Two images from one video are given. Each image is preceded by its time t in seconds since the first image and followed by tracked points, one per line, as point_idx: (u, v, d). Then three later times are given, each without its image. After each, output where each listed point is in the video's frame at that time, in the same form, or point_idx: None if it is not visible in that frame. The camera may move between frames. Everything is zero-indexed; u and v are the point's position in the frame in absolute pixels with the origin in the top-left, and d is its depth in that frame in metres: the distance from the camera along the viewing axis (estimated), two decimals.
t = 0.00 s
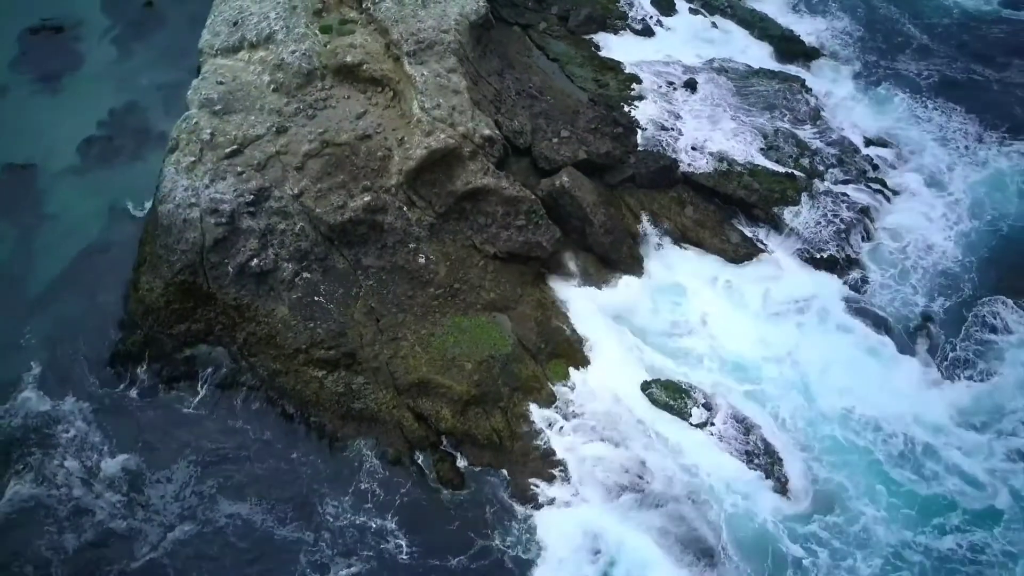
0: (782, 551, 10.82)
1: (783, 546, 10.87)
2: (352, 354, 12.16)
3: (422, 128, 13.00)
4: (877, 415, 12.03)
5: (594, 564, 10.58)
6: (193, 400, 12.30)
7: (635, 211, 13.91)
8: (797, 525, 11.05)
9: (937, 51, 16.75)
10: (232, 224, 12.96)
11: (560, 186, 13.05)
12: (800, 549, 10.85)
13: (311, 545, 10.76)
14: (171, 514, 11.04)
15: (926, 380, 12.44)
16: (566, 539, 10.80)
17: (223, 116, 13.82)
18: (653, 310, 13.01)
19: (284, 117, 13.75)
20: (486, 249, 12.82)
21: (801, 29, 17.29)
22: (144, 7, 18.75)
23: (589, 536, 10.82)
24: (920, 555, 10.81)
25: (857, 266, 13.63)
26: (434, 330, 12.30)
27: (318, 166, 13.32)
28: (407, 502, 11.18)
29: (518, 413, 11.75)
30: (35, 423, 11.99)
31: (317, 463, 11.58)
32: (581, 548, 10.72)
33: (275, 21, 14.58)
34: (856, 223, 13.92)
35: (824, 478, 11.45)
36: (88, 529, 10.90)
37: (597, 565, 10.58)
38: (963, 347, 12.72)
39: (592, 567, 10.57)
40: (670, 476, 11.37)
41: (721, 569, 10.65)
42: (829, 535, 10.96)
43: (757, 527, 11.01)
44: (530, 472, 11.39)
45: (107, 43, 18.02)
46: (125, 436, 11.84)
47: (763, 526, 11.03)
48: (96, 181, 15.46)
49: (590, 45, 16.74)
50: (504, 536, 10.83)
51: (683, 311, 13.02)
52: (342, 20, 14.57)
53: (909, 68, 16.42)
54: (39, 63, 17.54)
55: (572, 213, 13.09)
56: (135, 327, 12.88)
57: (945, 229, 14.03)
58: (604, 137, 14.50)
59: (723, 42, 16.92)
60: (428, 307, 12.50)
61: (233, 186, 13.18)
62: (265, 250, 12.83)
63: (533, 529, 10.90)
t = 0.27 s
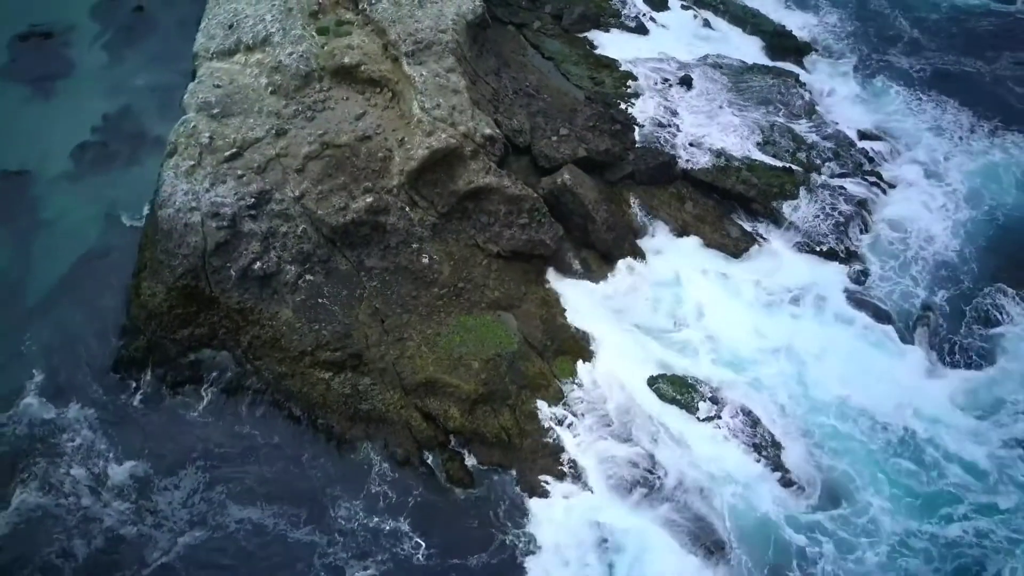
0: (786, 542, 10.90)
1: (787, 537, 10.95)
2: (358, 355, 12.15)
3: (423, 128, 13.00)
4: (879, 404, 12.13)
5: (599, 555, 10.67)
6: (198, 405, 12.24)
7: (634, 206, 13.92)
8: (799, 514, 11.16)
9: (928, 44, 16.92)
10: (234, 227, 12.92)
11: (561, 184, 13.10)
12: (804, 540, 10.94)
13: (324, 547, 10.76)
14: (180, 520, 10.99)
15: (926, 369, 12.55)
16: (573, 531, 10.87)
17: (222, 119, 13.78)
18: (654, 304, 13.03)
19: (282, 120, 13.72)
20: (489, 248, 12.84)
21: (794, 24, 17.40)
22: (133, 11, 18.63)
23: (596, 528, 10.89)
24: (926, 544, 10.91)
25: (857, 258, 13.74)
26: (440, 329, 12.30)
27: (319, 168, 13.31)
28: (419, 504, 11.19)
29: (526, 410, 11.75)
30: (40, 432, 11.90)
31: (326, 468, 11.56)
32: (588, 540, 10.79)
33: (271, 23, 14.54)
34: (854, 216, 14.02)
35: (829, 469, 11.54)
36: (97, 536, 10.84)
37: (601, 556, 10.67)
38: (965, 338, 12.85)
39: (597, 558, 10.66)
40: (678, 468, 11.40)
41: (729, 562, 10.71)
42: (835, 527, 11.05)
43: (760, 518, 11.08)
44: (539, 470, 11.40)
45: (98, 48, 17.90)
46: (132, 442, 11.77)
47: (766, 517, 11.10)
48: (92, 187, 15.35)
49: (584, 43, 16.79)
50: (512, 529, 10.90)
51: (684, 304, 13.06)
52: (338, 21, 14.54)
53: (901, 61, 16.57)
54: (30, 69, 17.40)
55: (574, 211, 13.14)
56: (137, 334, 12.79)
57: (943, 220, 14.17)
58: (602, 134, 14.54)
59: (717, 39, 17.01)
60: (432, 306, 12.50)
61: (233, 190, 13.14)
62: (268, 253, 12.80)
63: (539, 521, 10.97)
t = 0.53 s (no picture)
0: (790, 532, 10.96)
1: (791, 527, 11.01)
2: (363, 356, 12.14)
3: (423, 128, 13.00)
4: (880, 394, 12.22)
5: (603, 545, 10.75)
6: (204, 410, 12.19)
7: (634, 202, 13.97)
8: (803, 504, 11.22)
9: (919, 38, 17.08)
10: (235, 230, 12.89)
11: (563, 181, 13.13)
12: (809, 529, 11.00)
13: (337, 550, 10.75)
14: (191, 525, 10.94)
15: (927, 359, 12.65)
16: (579, 521, 10.96)
17: (220, 123, 13.74)
18: (655, 297, 13.04)
19: (281, 122, 13.69)
20: (492, 247, 12.86)
21: (786, 20, 17.50)
22: (123, 16, 18.51)
23: (602, 520, 10.97)
24: (931, 532, 11.00)
25: (855, 251, 13.83)
26: (445, 329, 12.31)
27: (319, 170, 13.29)
28: (430, 505, 11.19)
29: (534, 408, 11.76)
30: (45, 440, 11.81)
31: (335, 471, 11.53)
32: (594, 530, 10.87)
33: (267, 25, 14.49)
34: (852, 208, 14.11)
35: (835, 459, 11.60)
36: (107, 544, 10.77)
37: (606, 546, 10.75)
38: (967, 327, 12.97)
39: (602, 547, 10.74)
40: (685, 461, 11.44)
41: (738, 555, 10.76)
42: (841, 517, 11.12)
43: (765, 509, 11.13)
44: (549, 467, 11.44)
45: (89, 54, 17.77)
46: (139, 449, 11.70)
47: (771, 508, 11.15)
48: (88, 193, 15.24)
49: (578, 41, 16.83)
50: (519, 520, 11.01)
51: (686, 296, 13.06)
52: (335, 22, 14.50)
53: (893, 55, 16.72)
54: (22, 75, 17.27)
55: (575, 208, 13.16)
56: (140, 339, 12.71)
57: (941, 210, 14.30)
58: (600, 132, 14.59)
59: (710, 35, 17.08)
60: (437, 306, 12.51)
61: (234, 193, 13.10)
62: (270, 255, 12.77)
63: (544, 512, 11.06)
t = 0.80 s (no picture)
0: (795, 522, 11.05)
1: (796, 517, 11.09)
2: (370, 357, 12.13)
3: (424, 128, 13.01)
4: (883, 383, 12.30)
5: (609, 537, 10.90)
6: (211, 415, 12.13)
7: (634, 199, 14.09)
8: (808, 494, 11.29)
9: (911, 31, 17.23)
10: (238, 234, 12.85)
11: (565, 179, 13.16)
12: (814, 520, 11.08)
13: (350, 552, 10.75)
14: (202, 531, 10.90)
15: (928, 347, 12.73)
16: (585, 514, 11.10)
17: (219, 126, 13.69)
18: (657, 291, 13.06)
19: (280, 124, 13.66)
20: (495, 245, 12.88)
21: (778, 15, 17.62)
22: (115, 20, 18.39)
23: (609, 513, 11.10)
24: (936, 521, 11.10)
25: (855, 243, 13.92)
26: (452, 328, 12.32)
27: (320, 172, 13.27)
28: (442, 506, 11.20)
29: (542, 405, 11.78)
30: (50, 448, 11.72)
31: (345, 474, 11.50)
32: (601, 523, 11.02)
33: (264, 28, 14.46)
34: (851, 201, 14.22)
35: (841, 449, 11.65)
36: (118, 552, 10.71)
37: (611, 538, 10.90)
38: (968, 316, 13.07)
39: (607, 538, 10.90)
40: (692, 455, 11.52)
41: (746, 548, 10.86)
42: (847, 507, 11.19)
43: (770, 500, 11.21)
44: (559, 465, 11.48)
45: (81, 59, 17.65)
46: (147, 455, 11.64)
47: (776, 500, 11.22)
48: (86, 198, 15.13)
49: (573, 40, 16.86)
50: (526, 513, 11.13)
51: (688, 289, 13.07)
52: (331, 23, 14.46)
53: (886, 49, 16.87)
54: (14, 81, 17.14)
55: (577, 205, 13.18)
56: (144, 345, 12.63)
57: (939, 201, 14.42)
58: (599, 129, 14.64)
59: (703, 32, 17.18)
60: (442, 306, 12.53)
61: (235, 197, 13.05)
62: (273, 258, 12.74)
63: (551, 504, 11.19)
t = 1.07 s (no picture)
0: (801, 513, 11.11)
1: (803, 508, 11.15)
2: (377, 358, 12.15)
3: (426, 128, 13.02)
4: (887, 372, 12.39)
5: (613, 530, 10.97)
6: (219, 419, 12.09)
7: (634, 196, 14.19)
8: (814, 485, 11.35)
9: (904, 25, 17.38)
10: (241, 237, 12.81)
11: (568, 177, 13.14)
12: (820, 510, 11.16)
13: (365, 554, 10.77)
14: (214, 535, 10.86)
15: (929, 335, 12.84)
16: (588, 507, 11.15)
17: (219, 129, 13.63)
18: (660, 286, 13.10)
19: (281, 126, 13.63)
20: (499, 244, 12.92)
21: (772, 11, 17.73)
22: (107, 24, 18.28)
23: (615, 506, 11.14)
24: (942, 511, 11.20)
25: (855, 236, 14.02)
26: (458, 327, 12.34)
27: (322, 173, 13.25)
28: (455, 506, 11.22)
29: (551, 403, 11.80)
30: (57, 456, 11.65)
31: (356, 477, 11.48)
32: (604, 514, 11.08)
33: (261, 30, 14.43)
34: (850, 194, 14.33)
35: (848, 439, 11.73)
36: (131, 559, 10.66)
37: (615, 530, 10.97)
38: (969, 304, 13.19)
39: (610, 531, 10.96)
40: (700, 448, 11.57)
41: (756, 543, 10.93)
42: (855, 498, 11.27)
43: (777, 491, 11.27)
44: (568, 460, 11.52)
45: (75, 63, 17.53)
46: (155, 460, 11.59)
47: (783, 491, 11.27)
48: (84, 202, 15.03)
49: (570, 38, 16.90)
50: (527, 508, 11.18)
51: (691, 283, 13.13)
52: (329, 25, 14.43)
53: (880, 43, 17.01)
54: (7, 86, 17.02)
55: (581, 202, 13.17)
56: (148, 350, 12.55)
57: (937, 192, 14.55)
58: (598, 127, 14.68)
59: (698, 29, 17.26)
60: (447, 306, 12.54)
61: (237, 200, 13.00)
62: (277, 261, 12.69)
63: (551, 499, 11.23)
